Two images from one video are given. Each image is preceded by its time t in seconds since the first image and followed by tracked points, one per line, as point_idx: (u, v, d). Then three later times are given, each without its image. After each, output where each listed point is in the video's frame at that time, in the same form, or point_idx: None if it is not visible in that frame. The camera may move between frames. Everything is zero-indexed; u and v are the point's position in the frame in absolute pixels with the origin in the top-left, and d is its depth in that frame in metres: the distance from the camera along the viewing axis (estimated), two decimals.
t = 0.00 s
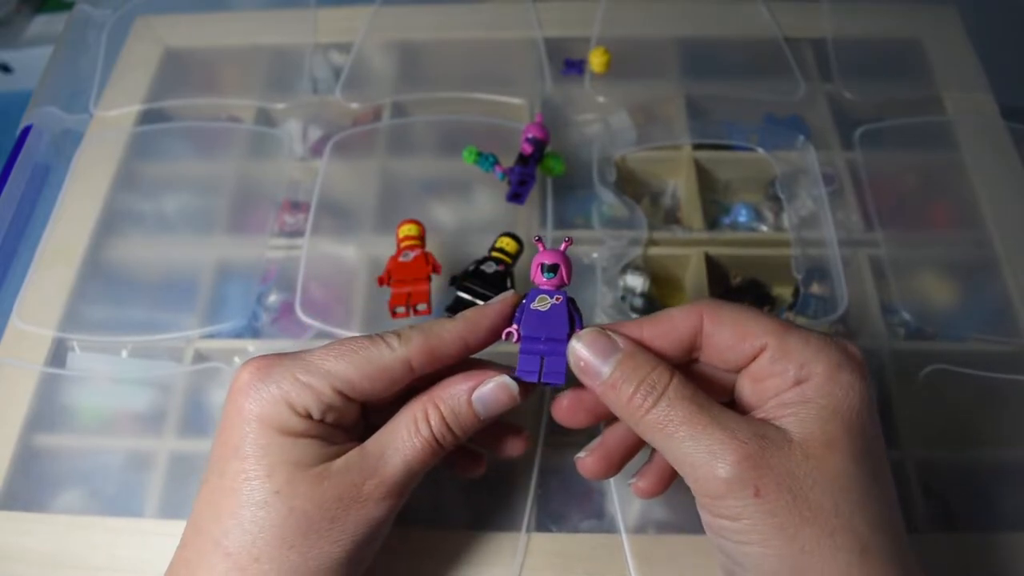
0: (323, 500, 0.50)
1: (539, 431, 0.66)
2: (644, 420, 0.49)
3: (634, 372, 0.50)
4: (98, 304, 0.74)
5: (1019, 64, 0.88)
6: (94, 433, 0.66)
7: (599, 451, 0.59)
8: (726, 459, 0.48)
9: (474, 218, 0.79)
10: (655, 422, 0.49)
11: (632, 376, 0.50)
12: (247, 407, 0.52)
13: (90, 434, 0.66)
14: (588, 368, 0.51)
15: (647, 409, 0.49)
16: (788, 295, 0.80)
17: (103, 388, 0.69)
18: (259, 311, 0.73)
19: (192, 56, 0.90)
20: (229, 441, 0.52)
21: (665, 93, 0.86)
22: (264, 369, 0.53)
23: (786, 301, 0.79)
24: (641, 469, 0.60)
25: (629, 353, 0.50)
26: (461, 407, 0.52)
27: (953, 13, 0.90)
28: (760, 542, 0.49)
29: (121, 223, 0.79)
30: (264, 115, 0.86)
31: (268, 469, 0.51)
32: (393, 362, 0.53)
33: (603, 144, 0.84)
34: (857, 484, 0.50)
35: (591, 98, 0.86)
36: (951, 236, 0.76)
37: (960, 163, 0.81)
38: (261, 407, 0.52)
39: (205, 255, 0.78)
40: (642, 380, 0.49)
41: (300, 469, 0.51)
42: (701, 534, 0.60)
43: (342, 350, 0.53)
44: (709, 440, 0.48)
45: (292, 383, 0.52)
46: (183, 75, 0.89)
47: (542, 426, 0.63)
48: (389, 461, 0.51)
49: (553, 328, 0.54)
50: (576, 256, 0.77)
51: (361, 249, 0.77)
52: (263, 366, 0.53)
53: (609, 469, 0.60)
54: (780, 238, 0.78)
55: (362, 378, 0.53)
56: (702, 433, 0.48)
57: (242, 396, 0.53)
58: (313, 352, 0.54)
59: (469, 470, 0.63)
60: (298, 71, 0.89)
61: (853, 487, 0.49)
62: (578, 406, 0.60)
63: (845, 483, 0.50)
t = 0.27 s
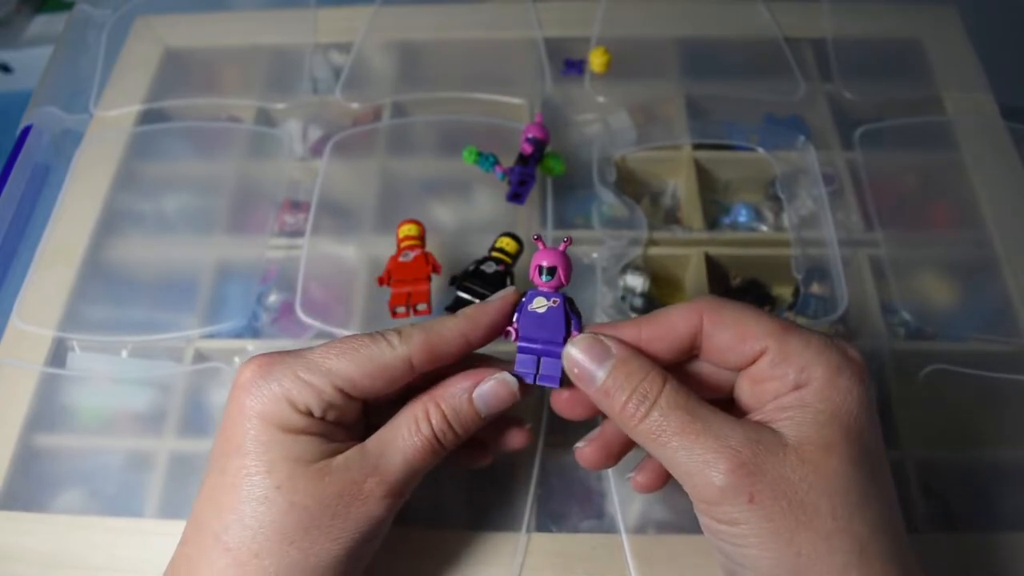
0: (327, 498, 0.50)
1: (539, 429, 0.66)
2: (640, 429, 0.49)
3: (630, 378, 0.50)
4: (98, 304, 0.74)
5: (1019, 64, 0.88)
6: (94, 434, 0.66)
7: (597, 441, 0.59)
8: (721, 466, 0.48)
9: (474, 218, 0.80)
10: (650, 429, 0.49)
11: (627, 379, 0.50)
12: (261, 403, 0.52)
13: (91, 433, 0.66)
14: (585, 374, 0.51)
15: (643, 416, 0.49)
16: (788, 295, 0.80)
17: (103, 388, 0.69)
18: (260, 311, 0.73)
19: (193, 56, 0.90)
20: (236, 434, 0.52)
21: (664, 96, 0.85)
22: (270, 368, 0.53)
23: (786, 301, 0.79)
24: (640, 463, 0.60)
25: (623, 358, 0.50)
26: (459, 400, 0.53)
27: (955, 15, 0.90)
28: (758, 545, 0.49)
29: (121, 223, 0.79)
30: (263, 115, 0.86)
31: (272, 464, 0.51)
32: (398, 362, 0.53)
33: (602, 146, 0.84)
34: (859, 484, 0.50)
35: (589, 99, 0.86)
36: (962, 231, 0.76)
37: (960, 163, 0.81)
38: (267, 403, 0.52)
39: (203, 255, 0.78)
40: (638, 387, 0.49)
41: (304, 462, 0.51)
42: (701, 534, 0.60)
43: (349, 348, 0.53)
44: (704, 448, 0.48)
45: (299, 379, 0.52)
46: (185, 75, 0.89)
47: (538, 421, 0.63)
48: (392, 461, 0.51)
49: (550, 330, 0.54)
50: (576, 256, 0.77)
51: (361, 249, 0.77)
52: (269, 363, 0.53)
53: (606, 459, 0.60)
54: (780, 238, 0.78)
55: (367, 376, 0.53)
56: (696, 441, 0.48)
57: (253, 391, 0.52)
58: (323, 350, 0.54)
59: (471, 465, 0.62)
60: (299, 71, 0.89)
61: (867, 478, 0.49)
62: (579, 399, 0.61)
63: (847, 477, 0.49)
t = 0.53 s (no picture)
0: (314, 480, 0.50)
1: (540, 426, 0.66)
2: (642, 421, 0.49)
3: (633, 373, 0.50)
4: (98, 304, 0.74)
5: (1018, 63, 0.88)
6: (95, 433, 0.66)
7: (597, 435, 0.59)
8: (723, 464, 0.48)
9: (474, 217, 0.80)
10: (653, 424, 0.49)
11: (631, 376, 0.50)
12: (254, 381, 0.54)
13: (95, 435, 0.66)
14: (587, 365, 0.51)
15: (645, 410, 0.49)
16: (789, 294, 0.79)
17: (103, 387, 0.69)
18: (260, 310, 0.73)
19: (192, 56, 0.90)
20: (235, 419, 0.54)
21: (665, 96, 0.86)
22: (267, 357, 0.55)
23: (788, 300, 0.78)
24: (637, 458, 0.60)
25: (624, 355, 0.50)
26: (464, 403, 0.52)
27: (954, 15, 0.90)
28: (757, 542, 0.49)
29: (122, 223, 0.80)
30: (261, 115, 0.86)
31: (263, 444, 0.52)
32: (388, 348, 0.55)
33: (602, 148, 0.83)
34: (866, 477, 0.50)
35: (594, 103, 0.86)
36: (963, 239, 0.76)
37: (960, 164, 0.81)
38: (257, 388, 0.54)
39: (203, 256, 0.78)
40: (640, 382, 0.49)
41: (295, 448, 0.52)
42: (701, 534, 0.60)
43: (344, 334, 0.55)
44: (706, 446, 0.48)
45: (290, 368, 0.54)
46: (185, 74, 0.89)
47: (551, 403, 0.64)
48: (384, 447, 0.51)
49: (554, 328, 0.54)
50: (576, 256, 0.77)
51: (361, 249, 0.77)
52: (263, 351, 0.56)
53: (605, 452, 0.60)
54: (781, 238, 0.78)
55: (358, 363, 0.54)
56: (697, 439, 0.48)
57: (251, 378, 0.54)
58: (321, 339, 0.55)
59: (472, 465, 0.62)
60: (299, 68, 0.89)
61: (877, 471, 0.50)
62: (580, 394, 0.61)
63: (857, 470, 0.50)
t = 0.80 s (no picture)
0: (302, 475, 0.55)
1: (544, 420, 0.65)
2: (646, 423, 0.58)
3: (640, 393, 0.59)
4: (100, 304, 0.75)
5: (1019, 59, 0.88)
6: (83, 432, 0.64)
7: (600, 434, 0.62)
8: (726, 467, 0.56)
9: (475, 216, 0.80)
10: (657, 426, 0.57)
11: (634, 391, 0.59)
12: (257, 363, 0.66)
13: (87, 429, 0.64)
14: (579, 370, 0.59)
15: (645, 410, 0.58)
16: (790, 293, 0.76)
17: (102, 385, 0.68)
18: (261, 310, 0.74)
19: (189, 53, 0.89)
20: (235, 410, 0.63)
21: (664, 94, 0.87)
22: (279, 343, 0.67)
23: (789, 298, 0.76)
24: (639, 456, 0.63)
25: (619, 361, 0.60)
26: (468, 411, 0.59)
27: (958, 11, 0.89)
28: (759, 544, 0.56)
29: (121, 222, 0.79)
30: (263, 115, 0.86)
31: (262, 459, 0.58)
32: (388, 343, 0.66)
33: (603, 149, 0.85)
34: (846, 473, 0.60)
35: (593, 100, 0.87)
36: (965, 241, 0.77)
37: (960, 163, 0.81)
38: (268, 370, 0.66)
39: (206, 258, 0.79)
40: (645, 382, 0.59)
41: (293, 462, 0.57)
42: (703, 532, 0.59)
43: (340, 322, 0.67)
44: (712, 451, 0.56)
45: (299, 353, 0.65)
46: (182, 69, 0.88)
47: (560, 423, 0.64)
48: (378, 448, 0.56)
49: (549, 335, 0.59)
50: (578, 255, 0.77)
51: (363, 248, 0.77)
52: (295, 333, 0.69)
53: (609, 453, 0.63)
54: (781, 237, 0.79)
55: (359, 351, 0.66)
56: (702, 443, 0.57)
57: (253, 359, 0.67)
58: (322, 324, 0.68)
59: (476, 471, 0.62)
60: (297, 67, 0.88)
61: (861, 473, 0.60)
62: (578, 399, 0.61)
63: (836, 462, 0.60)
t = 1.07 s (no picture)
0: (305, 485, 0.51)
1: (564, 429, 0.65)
2: (647, 420, 0.63)
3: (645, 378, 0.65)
4: (100, 304, 0.75)
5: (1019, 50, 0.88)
6: (89, 434, 0.60)
7: (603, 440, 0.64)
8: (728, 466, 0.62)
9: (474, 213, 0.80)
10: (657, 423, 0.64)
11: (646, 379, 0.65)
12: (262, 366, 0.64)
13: (97, 429, 0.60)
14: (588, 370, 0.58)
15: (649, 407, 0.64)
16: (790, 294, 0.76)
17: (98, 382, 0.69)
18: (262, 309, 0.76)
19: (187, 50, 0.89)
20: (232, 407, 0.63)
21: (664, 95, 0.88)
22: (285, 349, 0.66)
23: (789, 299, 0.76)
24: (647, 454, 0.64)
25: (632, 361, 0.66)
26: (464, 419, 0.56)
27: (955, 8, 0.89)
28: (751, 535, 0.59)
29: (123, 222, 0.80)
30: (267, 114, 0.87)
31: (263, 465, 0.58)
32: (391, 352, 0.66)
33: (603, 148, 0.86)
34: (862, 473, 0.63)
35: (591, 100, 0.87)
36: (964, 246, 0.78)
37: (960, 161, 0.83)
38: (270, 377, 0.64)
39: (210, 265, 0.80)
40: (650, 382, 0.65)
41: (301, 471, 0.55)
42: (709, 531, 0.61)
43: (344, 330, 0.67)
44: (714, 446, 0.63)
45: (305, 355, 0.65)
46: (180, 68, 0.88)
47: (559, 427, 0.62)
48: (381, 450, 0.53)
49: (557, 336, 0.58)
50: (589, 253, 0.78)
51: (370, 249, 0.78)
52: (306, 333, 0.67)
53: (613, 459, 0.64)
54: (782, 237, 0.79)
55: (359, 356, 0.65)
56: (707, 441, 0.64)
57: (254, 362, 0.65)
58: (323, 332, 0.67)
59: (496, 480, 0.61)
60: (295, 66, 0.88)
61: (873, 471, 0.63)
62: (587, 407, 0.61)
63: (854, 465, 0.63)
